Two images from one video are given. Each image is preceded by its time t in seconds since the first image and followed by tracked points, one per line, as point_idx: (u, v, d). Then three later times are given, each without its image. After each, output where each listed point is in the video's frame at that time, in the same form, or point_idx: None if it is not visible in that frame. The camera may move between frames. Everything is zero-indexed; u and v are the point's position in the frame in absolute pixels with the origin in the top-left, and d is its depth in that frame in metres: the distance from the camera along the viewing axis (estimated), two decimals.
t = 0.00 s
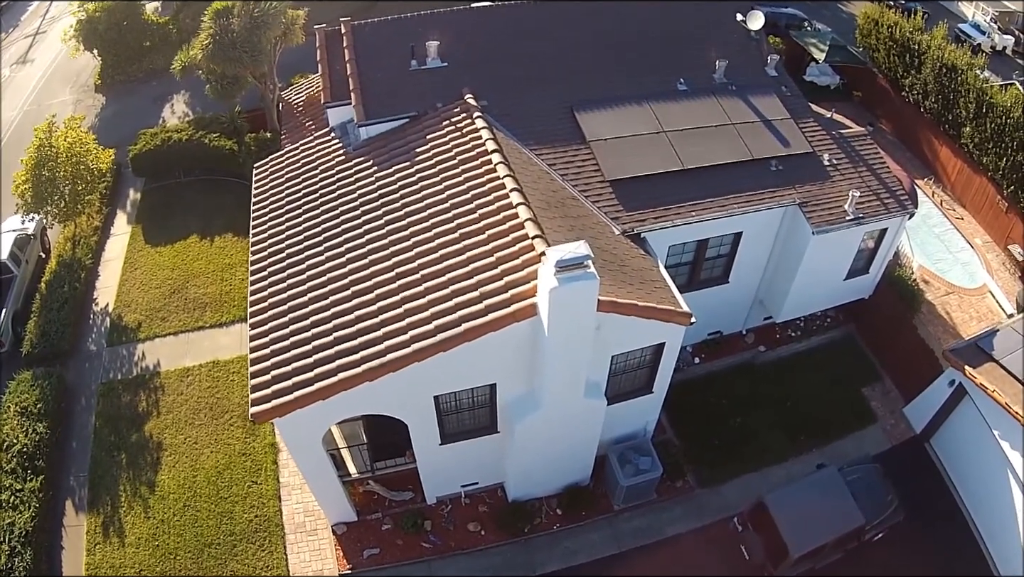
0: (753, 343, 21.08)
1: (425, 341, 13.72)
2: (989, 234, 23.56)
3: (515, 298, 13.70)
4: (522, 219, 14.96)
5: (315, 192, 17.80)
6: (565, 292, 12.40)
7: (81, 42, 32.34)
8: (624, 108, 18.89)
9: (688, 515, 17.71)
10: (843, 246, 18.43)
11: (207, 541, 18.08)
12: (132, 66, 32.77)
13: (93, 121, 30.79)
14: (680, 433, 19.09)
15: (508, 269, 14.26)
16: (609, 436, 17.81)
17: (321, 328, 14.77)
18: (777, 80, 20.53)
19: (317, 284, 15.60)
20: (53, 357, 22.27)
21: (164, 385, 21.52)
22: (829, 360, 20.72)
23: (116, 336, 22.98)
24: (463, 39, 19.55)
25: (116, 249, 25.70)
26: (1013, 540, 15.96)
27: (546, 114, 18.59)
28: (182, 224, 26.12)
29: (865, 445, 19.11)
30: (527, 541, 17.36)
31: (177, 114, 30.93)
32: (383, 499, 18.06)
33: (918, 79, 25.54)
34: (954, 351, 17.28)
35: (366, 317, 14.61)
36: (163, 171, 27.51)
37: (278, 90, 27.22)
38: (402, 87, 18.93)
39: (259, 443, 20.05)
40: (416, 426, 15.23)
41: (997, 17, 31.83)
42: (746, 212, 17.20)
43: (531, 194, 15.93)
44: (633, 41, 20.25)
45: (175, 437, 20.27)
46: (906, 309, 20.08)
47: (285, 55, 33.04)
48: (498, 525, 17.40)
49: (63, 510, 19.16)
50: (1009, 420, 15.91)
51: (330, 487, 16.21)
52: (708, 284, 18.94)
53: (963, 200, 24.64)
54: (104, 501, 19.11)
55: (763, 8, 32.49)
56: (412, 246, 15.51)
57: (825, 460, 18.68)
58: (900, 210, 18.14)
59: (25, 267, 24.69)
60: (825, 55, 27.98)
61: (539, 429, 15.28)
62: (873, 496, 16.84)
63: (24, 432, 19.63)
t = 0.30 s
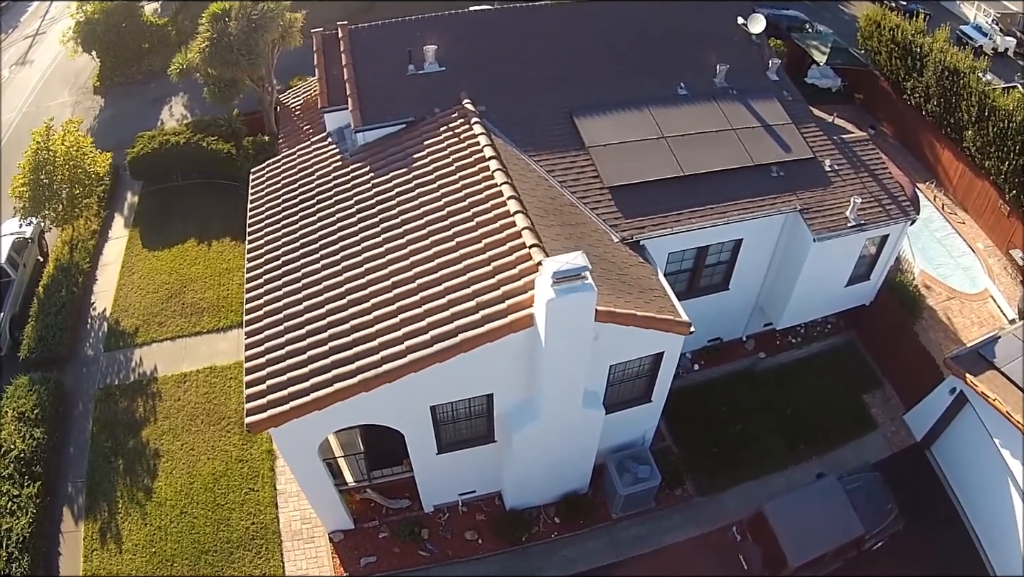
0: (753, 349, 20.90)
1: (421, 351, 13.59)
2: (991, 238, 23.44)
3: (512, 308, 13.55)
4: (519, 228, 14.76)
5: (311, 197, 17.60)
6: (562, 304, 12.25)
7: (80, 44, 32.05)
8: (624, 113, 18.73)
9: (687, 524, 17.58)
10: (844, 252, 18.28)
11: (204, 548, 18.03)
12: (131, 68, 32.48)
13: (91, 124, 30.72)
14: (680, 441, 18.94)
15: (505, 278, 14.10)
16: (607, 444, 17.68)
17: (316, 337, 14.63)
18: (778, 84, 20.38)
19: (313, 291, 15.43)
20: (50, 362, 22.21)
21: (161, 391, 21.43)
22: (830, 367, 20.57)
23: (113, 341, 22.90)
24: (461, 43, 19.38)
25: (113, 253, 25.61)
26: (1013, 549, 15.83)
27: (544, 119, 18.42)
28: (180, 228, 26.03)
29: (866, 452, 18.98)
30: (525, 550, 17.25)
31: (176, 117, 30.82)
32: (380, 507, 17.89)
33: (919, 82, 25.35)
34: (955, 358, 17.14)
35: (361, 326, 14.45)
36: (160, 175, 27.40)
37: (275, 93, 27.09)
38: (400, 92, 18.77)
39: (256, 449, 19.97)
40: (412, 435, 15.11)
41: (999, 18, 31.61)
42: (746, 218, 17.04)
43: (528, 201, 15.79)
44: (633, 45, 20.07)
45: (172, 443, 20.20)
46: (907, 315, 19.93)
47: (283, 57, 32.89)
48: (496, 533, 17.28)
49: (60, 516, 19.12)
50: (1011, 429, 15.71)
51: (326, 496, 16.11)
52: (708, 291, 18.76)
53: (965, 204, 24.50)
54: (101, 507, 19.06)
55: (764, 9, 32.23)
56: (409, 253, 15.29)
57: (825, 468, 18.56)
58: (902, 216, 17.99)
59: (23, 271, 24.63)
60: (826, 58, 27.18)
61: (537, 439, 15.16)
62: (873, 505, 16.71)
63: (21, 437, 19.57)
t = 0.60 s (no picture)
0: (753, 357, 20.74)
1: (419, 364, 13.48)
2: (994, 243, 23.29)
3: (510, 321, 13.42)
4: (518, 238, 14.59)
5: (308, 205, 17.45)
6: (561, 317, 12.09)
7: (79, 45, 31.82)
8: (625, 120, 18.57)
9: (687, 533, 17.46)
10: (847, 260, 18.12)
11: (202, 556, 17.96)
12: (130, 71, 32.44)
13: (89, 128, 30.60)
14: (680, 450, 18.81)
15: (503, 290, 13.96)
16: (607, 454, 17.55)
17: (313, 348, 14.51)
18: (780, 90, 20.27)
19: (309, 302, 15.29)
20: (48, 368, 22.14)
21: (159, 398, 21.34)
22: (832, 374, 20.44)
23: (111, 347, 22.81)
24: (459, 48, 19.15)
25: (111, 257, 25.51)
26: (1013, 559, 15.73)
27: (544, 126, 18.26)
28: (178, 233, 25.91)
29: (868, 461, 18.85)
30: (524, 560, 17.12)
31: (174, 120, 30.70)
32: (379, 516, 17.74)
33: (922, 86, 25.15)
34: (958, 368, 17.15)
35: (359, 338, 14.33)
36: (158, 179, 27.28)
37: (274, 96, 26.97)
38: (398, 98, 18.61)
39: (254, 458, 19.88)
40: (410, 447, 14.99)
41: (1001, 20, 31.44)
42: (747, 227, 16.88)
43: (527, 209, 15.63)
44: (632, 49, 19.87)
45: (170, 451, 20.11)
46: (909, 323, 19.81)
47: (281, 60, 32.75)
48: (495, 543, 17.15)
49: (58, 523, 19.06)
50: (1012, 438, 15.72)
51: (324, 506, 16.00)
52: (709, 299, 18.60)
53: (967, 208, 24.36)
54: (99, 514, 19.00)
55: (765, 11, 32.02)
56: (406, 263, 15.14)
57: (827, 477, 18.43)
58: (905, 223, 17.85)
59: (21, 276, 24.52)
60: (827, 61, 27.66)
61: (537, 451, 15.05)
62: (874, 515, 16.59)
63: (19, 444, 19.50)
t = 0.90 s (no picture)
0: (755, 366, 20.46)
1: (417, 379, 13.33)
2: (997, 249, 23.12)
3: (509, 336, 13.26)
4: (518, 251, 14.39)
5: (306, 214, 17.26)
6: (561, 334, 11.92)
7: (78, 48, 31.49)
8: (626, 127, 18.38)
9: (687, 545, 17.32)
10: (850, 269, 17.95)
11: (200, 567, 17.88)
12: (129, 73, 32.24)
13: (88, 133, 30.50)
14: (681, 460, 18.65)
15: (502, 304, 13.79)
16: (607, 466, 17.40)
17: (310, 362, 14.35)
18: (784, 96, 20.10)
19: (306, 314, 15.11)
20: (46, 375, 22.02)
21: (157, 406, 21.21)
22: (834, 384, 20.28)
23: (109, 354, 22.67)
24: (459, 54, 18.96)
25: (109, 263, 25.39)
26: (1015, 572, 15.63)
27: (544, 134, 18.07)
28: (176, 239, 25.77)
29: (870, 471, 18.71)
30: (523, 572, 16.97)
31: (173, 124, 30.56)
32: (377, 527, 17.59)
33: (925, 91, 24.91)
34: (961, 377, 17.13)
35: (356, 352, 14.16)
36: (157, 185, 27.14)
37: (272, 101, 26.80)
38: (397, 105, 18.38)
39: (253, 468, 19.77)
40: (408, 461, 14.85)
41: (1004, 22, 31.21)
42: (750, 237, 16.71)
43: (528, 220, 15.44)
44: (634, 55, 19.68)
45: (168, 460, 19.99)
46: (912, 332, 19.65)
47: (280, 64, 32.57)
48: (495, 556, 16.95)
49: (56, 532, 18.96)
50: (1013, 448, 15.74)
51: (322, 520, 15.87)
52: (711, 309, 18.40)
53: (970, 214, 24.17)
54: (97, 523, 18.90)
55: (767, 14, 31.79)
56: (404, 276, 14.95)
57: (829, 488, 18.28)
58: (909, 233, 17.70)
59: (19, 282, 24.39)
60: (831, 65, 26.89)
61: (537, 465, 14.91)
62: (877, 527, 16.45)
63: (17, 452, 19.37)
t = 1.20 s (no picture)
0: (757, 376, 20.27)
1: (414, 396, 13.19)
2: (999, 256, 22.95)
3: (507, 353, 13.13)
4: (517, 265, 14.23)
5: (303, 224, 17.09)
6: (561, 353, 11.79)
7: (76, 51, 31.09)
8: (627, 136, 18.19)
9: (687, 557, 17.20)
10: (854, 280, 17.79)
11: None
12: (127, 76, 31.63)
13: (87, 137, 30.33)
14: (681, 471, 18.52)
15: (500, 319, 13.64)
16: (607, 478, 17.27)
17: (307, 376, 14.20)
18: (787, 103, 19.91)
19: (303, 327, 14.97)
20: (44, 383, 21.92)
21: (154, 415, 21.10)
22: (836, 394, 20.13)
23: (106, 362, 22.56)
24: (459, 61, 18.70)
25: (107, 269, 25.26)
26: None
27: (544, 142, 17.89)
28: (173, 245, 25.62)
29: (871, 482, 18.60)
30: None
31: (172, 128, 30.39)
32: (375, 539, 17.34)
33: (928, 96, 24.70)
34: (964, 389, 17.02)
35: (353, 367, 14.02)
36: (154, 190, 27.00)
37: (270, 105, 26.62)
38: (395, 113, 18.14)
39: (250, 478, 19.67)
40: (405, 476, 14.72)
41: (1006, 25, 30.99)
42: (752, 248, 16.54)
43: (527, 232, 15.28)
44: (635, 62, 19.45)
45: (165, 470, 19.88)
46: (914, 341, 19.52)
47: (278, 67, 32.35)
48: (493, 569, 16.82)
49: (53, 541, 18.88)
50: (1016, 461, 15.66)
51: (319, 533, 15.74)
52: (712, 320, 18.24)
53: (973, 220, 23.99)
54: (95, 533, 18.82)
55: (769, 17, 31.55)
56: (402, 289, 14.81)
57: (830, 499, 18.16)
58: (913, 243, 17.54)
59: (16, 288, 24.26)
60: (833, 69, 26.68)
61: (536, 480, 14.80)
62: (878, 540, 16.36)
63: (14, 461, 19.26)
